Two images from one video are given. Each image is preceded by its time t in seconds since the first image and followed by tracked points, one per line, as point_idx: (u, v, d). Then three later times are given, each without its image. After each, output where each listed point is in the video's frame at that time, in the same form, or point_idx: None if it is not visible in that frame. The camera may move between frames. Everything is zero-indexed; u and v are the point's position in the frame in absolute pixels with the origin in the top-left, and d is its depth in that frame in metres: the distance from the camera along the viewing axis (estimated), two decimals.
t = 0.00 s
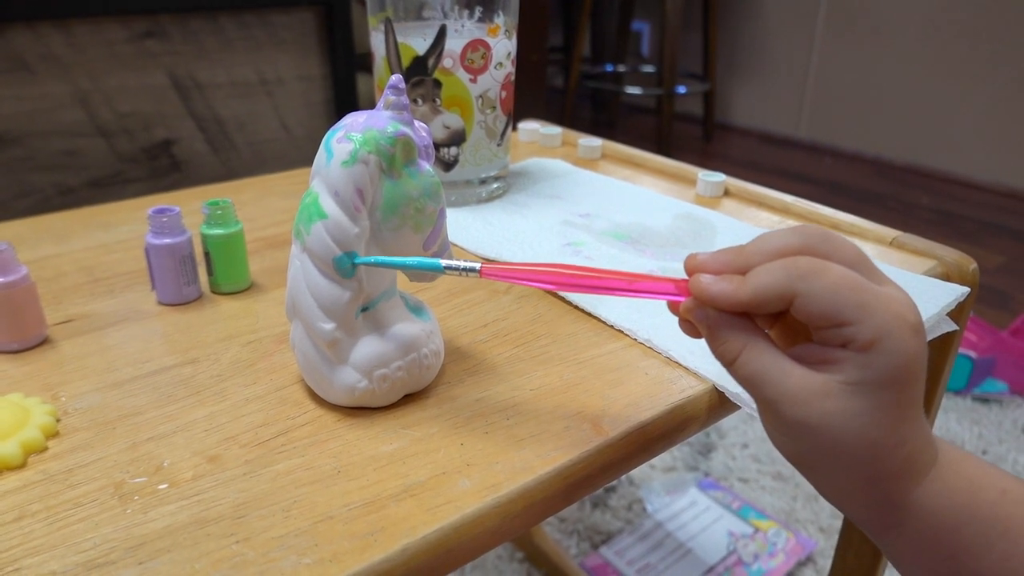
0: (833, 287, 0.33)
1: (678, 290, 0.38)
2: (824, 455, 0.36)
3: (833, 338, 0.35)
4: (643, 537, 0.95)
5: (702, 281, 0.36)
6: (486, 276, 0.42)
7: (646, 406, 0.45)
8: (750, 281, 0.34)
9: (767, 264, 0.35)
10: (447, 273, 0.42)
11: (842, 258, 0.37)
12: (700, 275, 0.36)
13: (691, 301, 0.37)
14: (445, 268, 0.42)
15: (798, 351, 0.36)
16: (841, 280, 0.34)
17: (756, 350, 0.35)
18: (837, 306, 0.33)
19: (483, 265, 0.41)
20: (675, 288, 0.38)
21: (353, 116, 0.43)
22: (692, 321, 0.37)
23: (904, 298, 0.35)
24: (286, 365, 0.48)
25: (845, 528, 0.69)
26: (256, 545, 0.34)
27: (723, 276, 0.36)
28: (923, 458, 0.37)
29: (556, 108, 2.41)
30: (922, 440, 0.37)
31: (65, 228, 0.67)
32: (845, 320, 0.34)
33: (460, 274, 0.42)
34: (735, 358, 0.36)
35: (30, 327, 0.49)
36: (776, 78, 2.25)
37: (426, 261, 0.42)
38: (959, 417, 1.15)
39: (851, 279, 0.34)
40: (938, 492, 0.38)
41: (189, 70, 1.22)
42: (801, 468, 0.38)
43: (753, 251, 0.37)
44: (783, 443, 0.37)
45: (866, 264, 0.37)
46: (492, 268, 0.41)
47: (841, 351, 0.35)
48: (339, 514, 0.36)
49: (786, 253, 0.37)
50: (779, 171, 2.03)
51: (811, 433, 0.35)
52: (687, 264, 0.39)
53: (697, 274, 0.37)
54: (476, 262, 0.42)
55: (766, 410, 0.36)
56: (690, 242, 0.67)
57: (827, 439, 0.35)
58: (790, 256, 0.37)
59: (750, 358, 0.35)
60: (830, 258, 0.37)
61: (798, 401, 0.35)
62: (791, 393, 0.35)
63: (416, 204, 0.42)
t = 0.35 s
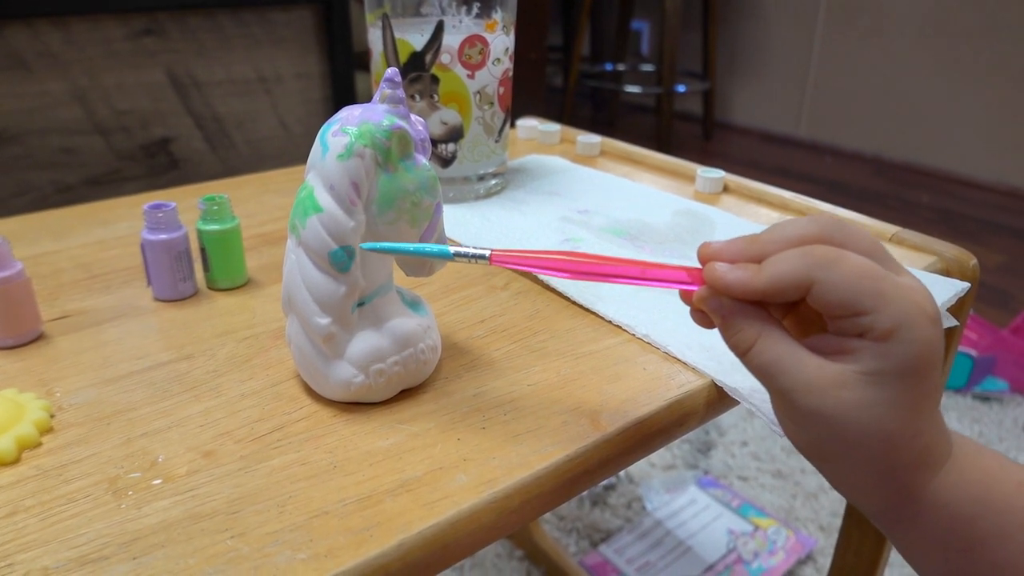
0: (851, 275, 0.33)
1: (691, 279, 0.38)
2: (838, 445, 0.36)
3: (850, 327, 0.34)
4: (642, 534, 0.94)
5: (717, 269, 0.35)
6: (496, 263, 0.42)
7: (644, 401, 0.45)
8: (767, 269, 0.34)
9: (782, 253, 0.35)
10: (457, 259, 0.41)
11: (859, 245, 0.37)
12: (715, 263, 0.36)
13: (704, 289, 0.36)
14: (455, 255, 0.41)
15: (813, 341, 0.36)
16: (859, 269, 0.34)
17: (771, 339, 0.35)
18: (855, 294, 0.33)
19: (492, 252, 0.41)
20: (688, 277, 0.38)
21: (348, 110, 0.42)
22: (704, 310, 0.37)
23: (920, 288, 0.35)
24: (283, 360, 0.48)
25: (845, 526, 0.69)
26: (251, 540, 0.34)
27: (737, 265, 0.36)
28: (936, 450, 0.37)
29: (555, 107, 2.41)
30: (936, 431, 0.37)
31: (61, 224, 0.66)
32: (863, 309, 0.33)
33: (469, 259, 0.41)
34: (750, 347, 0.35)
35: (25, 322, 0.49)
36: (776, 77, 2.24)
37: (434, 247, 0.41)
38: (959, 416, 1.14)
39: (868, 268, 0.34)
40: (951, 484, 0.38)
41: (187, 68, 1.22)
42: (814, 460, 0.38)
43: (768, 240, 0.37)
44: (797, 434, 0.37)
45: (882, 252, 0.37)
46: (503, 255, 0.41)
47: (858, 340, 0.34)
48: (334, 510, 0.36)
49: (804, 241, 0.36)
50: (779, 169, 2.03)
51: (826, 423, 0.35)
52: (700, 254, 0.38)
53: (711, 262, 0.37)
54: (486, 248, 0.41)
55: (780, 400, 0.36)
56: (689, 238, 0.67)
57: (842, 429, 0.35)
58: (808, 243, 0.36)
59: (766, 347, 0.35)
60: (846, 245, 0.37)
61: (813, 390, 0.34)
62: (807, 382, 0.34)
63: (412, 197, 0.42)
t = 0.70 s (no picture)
0: (863, 271, 0.33)
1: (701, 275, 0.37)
2: (848, 441, 0.36)
3: (861, 323, 0.34)
4: (647, 530, 0.95)
5: (728, 265, 0.35)
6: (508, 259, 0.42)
7: (650, 397, 0.45)
8: (777, 265, 0.34)
9: (793, 249, 0.35)
10: (469, 257, 0.41)
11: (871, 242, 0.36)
12: (726, 259, 0.36)
13: (715, 285, 0.36)
14: (467, 253, 0.41)
15: (823, 337, 0.36)
16: (871, 265, 0.33)
17: (782, 335, 0.35)
18: (866, 291, 0.33)
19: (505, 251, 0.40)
20: (697, 273, 0.37)
21: (353, 107, 0.42)
22: (715, 306, 0.36)
23: (931, 283, 0.35)
24: (289, 357, 0.48)
25: (851, 522, 0.69)
26: (258, 535, 0.34)
27: (747, 261, 0.36)
28: (946, 443, 0.37)
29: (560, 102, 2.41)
30: (946, 424, 0.37)
31: (69, 222, 0.67)
32: (874, 305, 0.33)
33: (482, 258, 0.41)
34: (760, 343, 0.35)
35: (33, 320, 0.49)
36: (781, 72, 2.24)
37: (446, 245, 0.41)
38: (966, 412, 1.14)
39: (878, 264, 0.33)
40: (961, 477, 0.38)
41: (192, 64, 1.22)
42: (823, 454, 0.38)
43: (778, 237, 0.37)
44: (807, 429, 0.36)
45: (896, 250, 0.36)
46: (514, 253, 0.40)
47: (868, 336, 0.34)
48: (341, 505, 0.36)
49: (813, 238, 0.36)
50: (785, 164, 2.02)
51: (836, 419, 0.35)
52: (711, 250, 0.38)
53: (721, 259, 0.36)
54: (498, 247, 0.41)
55: (790, 395, 0.35)
56: (694, 234, 0.67)
57: (852, 425, 0.35)
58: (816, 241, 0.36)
59: (777, 343, 0.35)
60: (857, 242, 0.36)
61: (824, 385, 0.34)
62: (818, 378, 0.34)
63: (417, 194, 0.42)
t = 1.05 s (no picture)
0: (849, 291, 0.33)
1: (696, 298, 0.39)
2: (845, 455, 0.36)
3: (851, 341, 0.35)
4: (656, 530, 0.95)
5: (720, 289, 0.37)
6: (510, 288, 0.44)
7: (662, 396, 0.45)
8: (767, 288, 0.35)
9: (783, 270, 0.36)
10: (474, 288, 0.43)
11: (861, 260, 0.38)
12: (719, 282, 0.37)
13: (710, 307, 0.38)
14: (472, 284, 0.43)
15: (818, 354, 0.37)
16: (858, 284, 0.34)
17: (776, 355, 0.36)
18: (854, 310, 0.34)
19: (506, 281, 0.43)
20: (694, 297, 0.39)
21: (368, 106, 0.43)
22: (713, 327, 0.38)
23: (924, 300, 0.35)
24: (302, 354, 0.49)
25: (860, 523, 0.69)
26: (275, 529, 0.34)
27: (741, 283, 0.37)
28: (946, 455, 0.37)
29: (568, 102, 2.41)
30: (944, 438, 0.37)
31: (84, 220, 0.67)
32: (862, 324, 0.34)
33: (484, 287, 0.43)
34: (756, 363, 0.37)
35: (51, 316, 0.50)
36: (790, 71, 2.23)
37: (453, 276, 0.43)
38: (976, 413, 1.14)
39: (866, 283, 0.34)
40: (963, 490, 0.38)
41: (204, 64, 1.23)
42: (824, 468, 0.38)
43: (771, 257, 0.38)
44: (806, 444, 0.37)
45: (883, 266, 0.38)
46: (517, 283, 0.43)
47: (860, 354, 0.35)
48: (356, 500, 0.36)
49: (805, 258, 0.38)
50: (793, 164, 2.02)
51: (831, 435, 0.35)
52: (706, 271, 0.40)
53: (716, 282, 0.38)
54: (500, 276, 0.43)
55: (787, 413, 0.37)
56: (704, 233, 0.67)
57: (847, 440, 0.35)
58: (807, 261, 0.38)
59: (770, 363, 0.36)
60: (847, 261, 0.38)
61: (817, 404, 0.35)
62: (811, 396, 0.35)
63: (431, 192, 0.42)
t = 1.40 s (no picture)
0: (855, 305, 0.34)
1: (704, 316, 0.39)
2: (857, 469, 0.36)
3: (858, 354, 0.35)
4: (660, 537, 0.94)
5: (727, 306, 0.37)
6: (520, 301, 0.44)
7: (671, 400, 0.45)
8: (773, 304, 0.36)
9: (789, 286, 0.37)
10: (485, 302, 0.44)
11: (864, 275, 0.38)
12: (726, 299, 0.38)
13: (718, 324, 0.38)
14: (483, 298, 0.43)
15: (827, 369, 0.37)
16: (863, 298, 0.34)
17: (784, 370, 0.37)
18: (860, 323, 0.34)
19: (516, 296, 0.43)
20: (705, 314, 0.39)
21: (383, 105, 0.43)
22: (721, 344, 0.39)
23: (931, 313, 0.35)
24: (312, 352, 0.49)
25: (867, 534, 0.68)
26: (283, 526, 0.35)
27: (747, 300, 0.38)
28: (958, 469, 0.37)
29: (578, 108, 2.41)
30: (956, 451, 0.37)
31: (97, 216, 0.68)
32: (869, 337, 0.34)
33: (495, 303, 0.43)
34: (765, 379, 0.37)
35: (63, 310, 0.50)
36: (801, 80, 2.23)
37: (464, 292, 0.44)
38: (985, 425, 1.13)
39: (872, 297, 0.34)
40: (976, 503, 0.38)
41: (217, 64, 1.24)
42: (836, 482, 0.39)
43: (776, 273, 0.39)
44: (817, 459, 0.38)
45: (889, 280, 0.38)
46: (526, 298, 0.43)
47: (867, 367, 0.35)
48: (365, 498, 0.36)
49: (810, 274, 0.38)
50: (802, 173, 2.01)
51: (842, 449, 0.36)
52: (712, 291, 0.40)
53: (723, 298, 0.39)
54: (510, 292, 0.43)
55: (798, 428, 0.37)
56: (715, 239, 0.67)
57: (858, 454, 0.35)
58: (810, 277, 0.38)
59: (779, 378, 0.37)
60: (851, 275, 0.38)
61: (827, 418, 0.35)
62: (820, 410, 0.35)
63: (444, 192, 0.42)
